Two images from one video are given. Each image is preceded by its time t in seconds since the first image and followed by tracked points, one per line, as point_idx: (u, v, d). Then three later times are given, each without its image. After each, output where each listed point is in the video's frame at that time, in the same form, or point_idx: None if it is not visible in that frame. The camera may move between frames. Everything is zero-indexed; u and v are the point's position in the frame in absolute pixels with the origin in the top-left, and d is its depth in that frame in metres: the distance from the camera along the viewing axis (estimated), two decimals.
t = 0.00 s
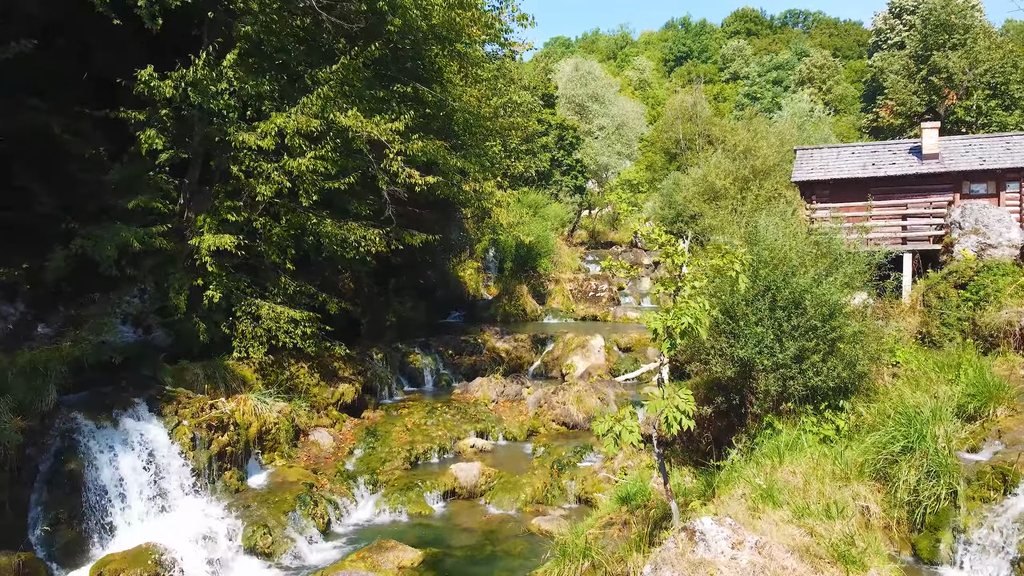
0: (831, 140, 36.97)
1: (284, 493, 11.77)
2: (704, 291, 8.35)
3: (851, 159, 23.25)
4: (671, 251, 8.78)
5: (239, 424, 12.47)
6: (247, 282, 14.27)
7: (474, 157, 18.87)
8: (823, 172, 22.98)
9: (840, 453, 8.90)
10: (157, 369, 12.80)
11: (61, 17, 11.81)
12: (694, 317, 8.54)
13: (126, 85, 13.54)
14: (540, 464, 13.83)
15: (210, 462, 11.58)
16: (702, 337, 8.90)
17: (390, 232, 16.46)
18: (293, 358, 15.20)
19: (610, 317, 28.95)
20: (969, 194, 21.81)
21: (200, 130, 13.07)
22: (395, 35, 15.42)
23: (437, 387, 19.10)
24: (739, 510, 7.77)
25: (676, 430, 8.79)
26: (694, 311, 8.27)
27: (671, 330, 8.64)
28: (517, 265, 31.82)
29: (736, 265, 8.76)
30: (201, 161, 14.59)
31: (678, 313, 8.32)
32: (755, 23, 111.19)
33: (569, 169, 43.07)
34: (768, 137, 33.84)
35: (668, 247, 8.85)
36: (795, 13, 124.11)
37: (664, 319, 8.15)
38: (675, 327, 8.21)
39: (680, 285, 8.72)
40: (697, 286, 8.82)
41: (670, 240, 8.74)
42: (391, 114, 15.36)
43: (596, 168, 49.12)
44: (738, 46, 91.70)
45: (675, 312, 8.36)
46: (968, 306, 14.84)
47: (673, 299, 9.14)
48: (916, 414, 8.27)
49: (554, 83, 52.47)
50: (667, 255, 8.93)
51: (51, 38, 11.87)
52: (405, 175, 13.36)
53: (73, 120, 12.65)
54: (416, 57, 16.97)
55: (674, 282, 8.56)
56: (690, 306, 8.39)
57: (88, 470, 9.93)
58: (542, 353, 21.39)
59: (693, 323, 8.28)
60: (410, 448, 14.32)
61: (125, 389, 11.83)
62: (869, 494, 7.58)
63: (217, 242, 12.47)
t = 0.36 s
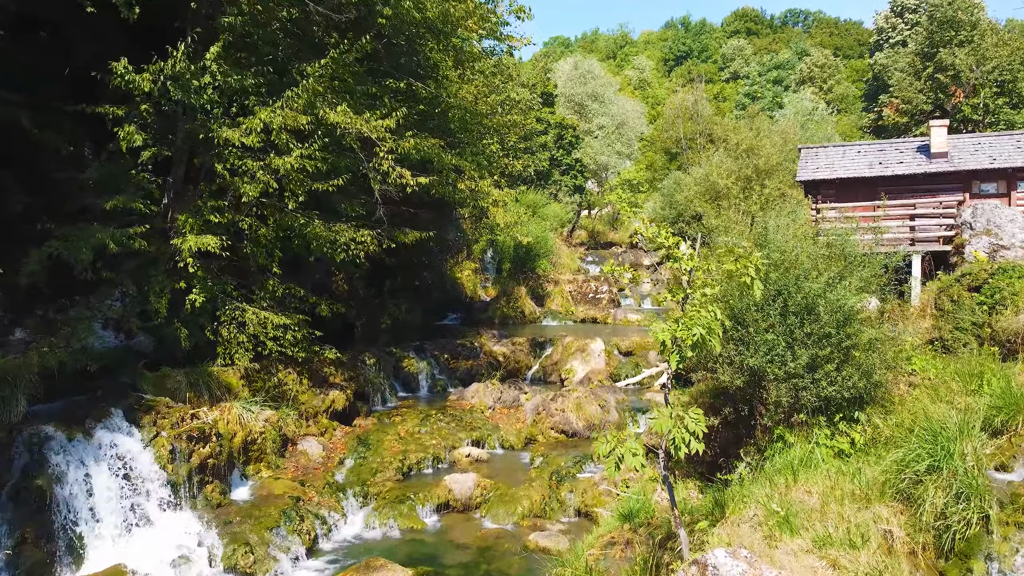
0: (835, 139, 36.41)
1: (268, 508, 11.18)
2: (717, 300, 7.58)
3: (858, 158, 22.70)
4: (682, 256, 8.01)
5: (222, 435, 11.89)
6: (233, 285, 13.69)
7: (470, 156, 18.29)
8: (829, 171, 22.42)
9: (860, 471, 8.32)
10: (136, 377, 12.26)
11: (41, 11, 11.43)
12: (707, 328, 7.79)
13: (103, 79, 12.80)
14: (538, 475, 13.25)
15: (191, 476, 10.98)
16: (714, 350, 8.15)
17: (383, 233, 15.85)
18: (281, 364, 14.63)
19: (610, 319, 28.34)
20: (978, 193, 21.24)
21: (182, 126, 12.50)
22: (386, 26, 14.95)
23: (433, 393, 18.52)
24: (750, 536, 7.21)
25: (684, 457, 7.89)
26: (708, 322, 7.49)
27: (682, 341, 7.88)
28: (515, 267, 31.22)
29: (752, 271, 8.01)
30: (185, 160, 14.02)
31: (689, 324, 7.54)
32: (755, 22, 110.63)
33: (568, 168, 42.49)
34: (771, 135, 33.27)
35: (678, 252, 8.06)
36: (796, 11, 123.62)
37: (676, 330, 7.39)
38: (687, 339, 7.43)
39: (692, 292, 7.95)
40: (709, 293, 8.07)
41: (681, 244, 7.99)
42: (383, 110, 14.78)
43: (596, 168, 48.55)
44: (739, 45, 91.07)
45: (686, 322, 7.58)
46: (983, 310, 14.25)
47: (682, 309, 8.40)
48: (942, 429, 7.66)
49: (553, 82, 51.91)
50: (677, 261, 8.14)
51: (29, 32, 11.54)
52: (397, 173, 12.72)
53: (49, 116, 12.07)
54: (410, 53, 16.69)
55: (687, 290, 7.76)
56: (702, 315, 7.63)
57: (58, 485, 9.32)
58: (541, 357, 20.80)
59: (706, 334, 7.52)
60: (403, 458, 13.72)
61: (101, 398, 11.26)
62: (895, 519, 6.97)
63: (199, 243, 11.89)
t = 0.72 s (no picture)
0: (838, 140, 35.84)
1: (251, 528, 10.60)
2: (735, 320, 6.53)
3: (865, 159, 22.13)
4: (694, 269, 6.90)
5: (204, 450, 11.32)
6: (218, 291, 13.11)
7: (467, 156, 17.72)
8: (835, 172, 21.88)
9: (881, 496, 7.75)
10: (115, 389, 11.67)
11: (20, 4, 10.83)
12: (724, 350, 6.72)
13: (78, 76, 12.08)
14: (537, 490, 12.68)
15: (170, 495, 10.38)
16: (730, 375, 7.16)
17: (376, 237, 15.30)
18: (269, 373, 14.05)
19: (610, 323, 27.78)
20: (988, 195, 20.72)
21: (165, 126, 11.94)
22: (379, 22, 14.39)
23: (428, 401, 17.95)
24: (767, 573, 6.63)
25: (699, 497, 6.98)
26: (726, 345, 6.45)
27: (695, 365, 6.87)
28: (514, 269, 30.63)
29: (772, 286, 6.98)
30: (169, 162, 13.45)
31: (705, 347, 6.48)
32: (754, 22, 110.19)
33: (567, 168, 41.90)
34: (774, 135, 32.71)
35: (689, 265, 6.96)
36: (796, 11, 123.18)
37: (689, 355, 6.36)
38: (701, 363, 6.35)
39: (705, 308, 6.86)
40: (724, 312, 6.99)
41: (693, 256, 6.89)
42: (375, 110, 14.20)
43: (596, 168, 47.97)
44: (739, 45, 90.42)
45: (700, 344, 6.55)
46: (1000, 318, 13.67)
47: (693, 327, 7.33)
48: (973, 451, 7.08)
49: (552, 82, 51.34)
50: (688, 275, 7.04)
51: (6, 26, 10.91)
52: (388, 175, 12.15)
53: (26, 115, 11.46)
54: (406, 52, 16.24)
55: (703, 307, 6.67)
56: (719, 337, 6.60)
57: (25, 507, 8.73)
58: (539, 363, 20.24)
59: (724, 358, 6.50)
60: (395, 472, 13.15)
61: (77, 413, 10.68)
62: (923, 551, 6.37)
63: (181, 249, 11.31)
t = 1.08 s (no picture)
0: (842, 140, 35.30)
1: (235, 552, 10.03)
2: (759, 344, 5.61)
3: (872, 160, 21.56)
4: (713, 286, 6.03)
5: (186, 468, 10.75)
6: (203, 299, 12.52)
7: (463, 158, 17.15)
8: (841, 174, 21.32)
9: (910, 527, 7.17)
10: (92, 404, 11.10)
11: None
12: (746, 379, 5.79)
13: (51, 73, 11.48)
14: (535, 508, 12.10)
15: (147, 517, 9.80)
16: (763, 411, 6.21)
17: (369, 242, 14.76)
18: (257, 384, 13.47)
19: (611, 328, 27.22)
20: (1000, 198, 20.14)
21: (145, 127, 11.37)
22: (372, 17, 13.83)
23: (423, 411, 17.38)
24: None
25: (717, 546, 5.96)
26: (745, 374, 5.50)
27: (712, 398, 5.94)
28: (512, 272, 30.04)
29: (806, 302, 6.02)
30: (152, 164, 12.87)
31: (724, 375, 5.54)
32: (754, 22, 109.72)
33: (567, 169, 41.33)
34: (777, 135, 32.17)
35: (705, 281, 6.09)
36: (796, 11, 122.79)
37: (705, 384, 5.45)
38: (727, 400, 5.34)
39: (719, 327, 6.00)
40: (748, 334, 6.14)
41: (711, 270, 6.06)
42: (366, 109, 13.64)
43: (595, 169, 47.41)
44: (739, 45, 89.87)
45: (718, 372, 5.60)
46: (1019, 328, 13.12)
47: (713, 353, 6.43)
48: (1011, 481, 6.50)
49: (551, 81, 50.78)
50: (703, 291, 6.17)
51: None
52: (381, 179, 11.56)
53: None
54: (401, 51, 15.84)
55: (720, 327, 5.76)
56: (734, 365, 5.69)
57: None
58: (539, 370, 19.68)
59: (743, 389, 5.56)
60: (388, 488, 12.54)
61: (50, 430, 10.11)
62: None
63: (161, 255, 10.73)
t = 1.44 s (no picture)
0: (847, 141, 34.78)
1: None
2: (783, 382, 6.04)
3: (881, 161, 21.01)
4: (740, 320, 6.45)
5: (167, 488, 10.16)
6: (187, 307, 11.94)
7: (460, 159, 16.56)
8: (850, 176, 20.76)
9: (944, 562, 6.61)
10: (69, 419, 10.53)
11: None
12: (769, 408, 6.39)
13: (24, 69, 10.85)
14: (536, 527, 11.51)
15: (125, 541, 9.21)
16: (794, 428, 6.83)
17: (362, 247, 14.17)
18: (244, 395, 12.88)
19: (613, 332, 26.68)
20: (1013, 200, 19.54)
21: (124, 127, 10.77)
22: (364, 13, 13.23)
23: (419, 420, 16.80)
24: None
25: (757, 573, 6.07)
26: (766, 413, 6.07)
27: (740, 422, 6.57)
28: (511, 275, 29.44)
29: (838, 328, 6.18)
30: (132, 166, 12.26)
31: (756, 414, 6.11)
32: (754, 21, 109.16)
33: (567, 169, 40.74)
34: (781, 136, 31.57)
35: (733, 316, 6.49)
36: (797, 10, 122.28)
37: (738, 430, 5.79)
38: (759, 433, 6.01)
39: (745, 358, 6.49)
40: (776, 364, 6.57)
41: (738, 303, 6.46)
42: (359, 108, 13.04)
43: (595, 169, 46.82)
44: (739, 44, 89.24)
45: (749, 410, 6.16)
46: None
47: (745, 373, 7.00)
48: None
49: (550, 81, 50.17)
50: (730, 324, 6.58)
51: None
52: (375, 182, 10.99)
53: None
54: (396, 48, 15.30)
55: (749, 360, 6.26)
56: (754, 405, 6.22)
57: None
58: (539, 378, 19.09)
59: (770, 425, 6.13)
60: (381, 505, 11.95)
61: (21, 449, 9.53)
62: None
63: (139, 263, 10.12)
